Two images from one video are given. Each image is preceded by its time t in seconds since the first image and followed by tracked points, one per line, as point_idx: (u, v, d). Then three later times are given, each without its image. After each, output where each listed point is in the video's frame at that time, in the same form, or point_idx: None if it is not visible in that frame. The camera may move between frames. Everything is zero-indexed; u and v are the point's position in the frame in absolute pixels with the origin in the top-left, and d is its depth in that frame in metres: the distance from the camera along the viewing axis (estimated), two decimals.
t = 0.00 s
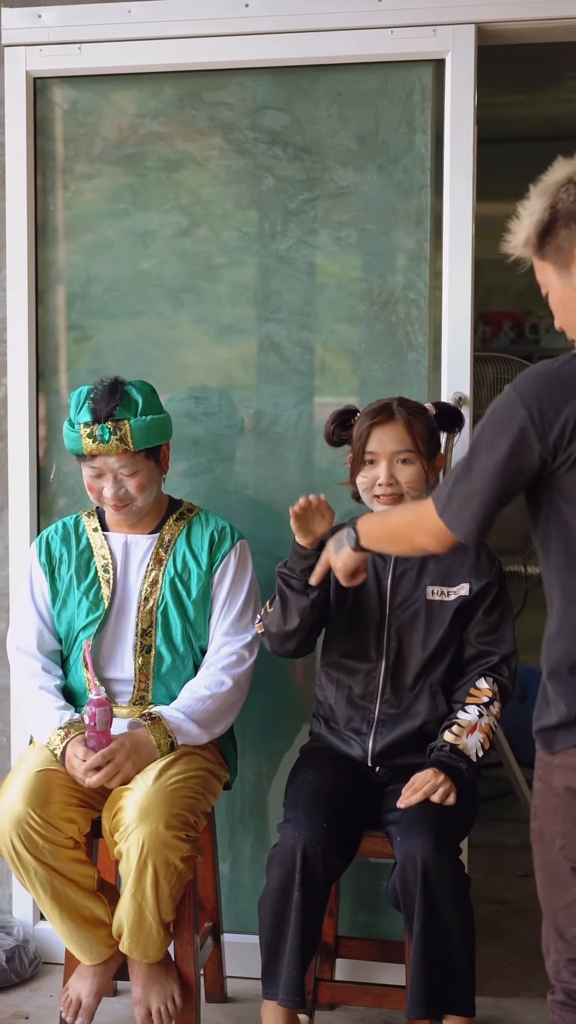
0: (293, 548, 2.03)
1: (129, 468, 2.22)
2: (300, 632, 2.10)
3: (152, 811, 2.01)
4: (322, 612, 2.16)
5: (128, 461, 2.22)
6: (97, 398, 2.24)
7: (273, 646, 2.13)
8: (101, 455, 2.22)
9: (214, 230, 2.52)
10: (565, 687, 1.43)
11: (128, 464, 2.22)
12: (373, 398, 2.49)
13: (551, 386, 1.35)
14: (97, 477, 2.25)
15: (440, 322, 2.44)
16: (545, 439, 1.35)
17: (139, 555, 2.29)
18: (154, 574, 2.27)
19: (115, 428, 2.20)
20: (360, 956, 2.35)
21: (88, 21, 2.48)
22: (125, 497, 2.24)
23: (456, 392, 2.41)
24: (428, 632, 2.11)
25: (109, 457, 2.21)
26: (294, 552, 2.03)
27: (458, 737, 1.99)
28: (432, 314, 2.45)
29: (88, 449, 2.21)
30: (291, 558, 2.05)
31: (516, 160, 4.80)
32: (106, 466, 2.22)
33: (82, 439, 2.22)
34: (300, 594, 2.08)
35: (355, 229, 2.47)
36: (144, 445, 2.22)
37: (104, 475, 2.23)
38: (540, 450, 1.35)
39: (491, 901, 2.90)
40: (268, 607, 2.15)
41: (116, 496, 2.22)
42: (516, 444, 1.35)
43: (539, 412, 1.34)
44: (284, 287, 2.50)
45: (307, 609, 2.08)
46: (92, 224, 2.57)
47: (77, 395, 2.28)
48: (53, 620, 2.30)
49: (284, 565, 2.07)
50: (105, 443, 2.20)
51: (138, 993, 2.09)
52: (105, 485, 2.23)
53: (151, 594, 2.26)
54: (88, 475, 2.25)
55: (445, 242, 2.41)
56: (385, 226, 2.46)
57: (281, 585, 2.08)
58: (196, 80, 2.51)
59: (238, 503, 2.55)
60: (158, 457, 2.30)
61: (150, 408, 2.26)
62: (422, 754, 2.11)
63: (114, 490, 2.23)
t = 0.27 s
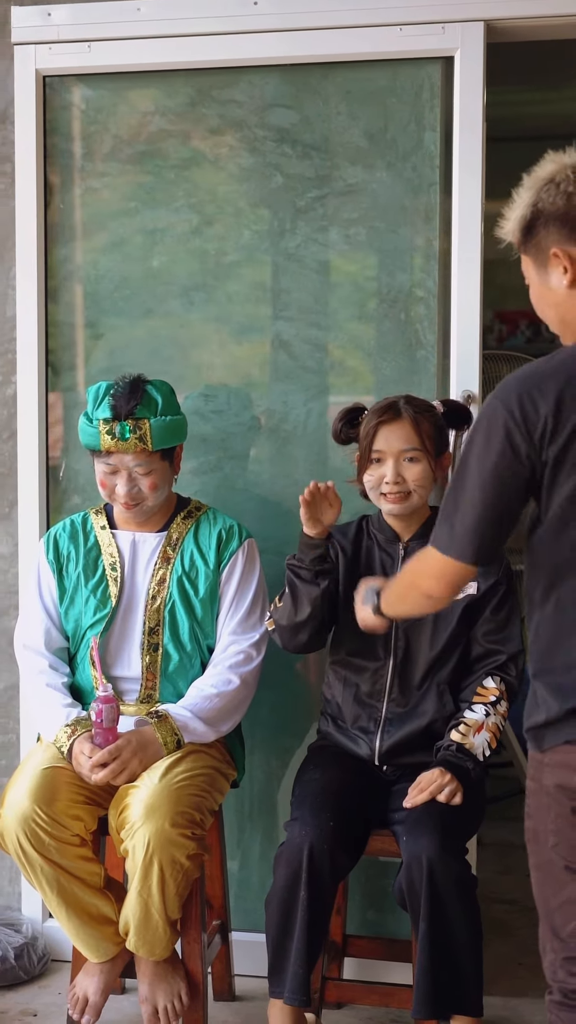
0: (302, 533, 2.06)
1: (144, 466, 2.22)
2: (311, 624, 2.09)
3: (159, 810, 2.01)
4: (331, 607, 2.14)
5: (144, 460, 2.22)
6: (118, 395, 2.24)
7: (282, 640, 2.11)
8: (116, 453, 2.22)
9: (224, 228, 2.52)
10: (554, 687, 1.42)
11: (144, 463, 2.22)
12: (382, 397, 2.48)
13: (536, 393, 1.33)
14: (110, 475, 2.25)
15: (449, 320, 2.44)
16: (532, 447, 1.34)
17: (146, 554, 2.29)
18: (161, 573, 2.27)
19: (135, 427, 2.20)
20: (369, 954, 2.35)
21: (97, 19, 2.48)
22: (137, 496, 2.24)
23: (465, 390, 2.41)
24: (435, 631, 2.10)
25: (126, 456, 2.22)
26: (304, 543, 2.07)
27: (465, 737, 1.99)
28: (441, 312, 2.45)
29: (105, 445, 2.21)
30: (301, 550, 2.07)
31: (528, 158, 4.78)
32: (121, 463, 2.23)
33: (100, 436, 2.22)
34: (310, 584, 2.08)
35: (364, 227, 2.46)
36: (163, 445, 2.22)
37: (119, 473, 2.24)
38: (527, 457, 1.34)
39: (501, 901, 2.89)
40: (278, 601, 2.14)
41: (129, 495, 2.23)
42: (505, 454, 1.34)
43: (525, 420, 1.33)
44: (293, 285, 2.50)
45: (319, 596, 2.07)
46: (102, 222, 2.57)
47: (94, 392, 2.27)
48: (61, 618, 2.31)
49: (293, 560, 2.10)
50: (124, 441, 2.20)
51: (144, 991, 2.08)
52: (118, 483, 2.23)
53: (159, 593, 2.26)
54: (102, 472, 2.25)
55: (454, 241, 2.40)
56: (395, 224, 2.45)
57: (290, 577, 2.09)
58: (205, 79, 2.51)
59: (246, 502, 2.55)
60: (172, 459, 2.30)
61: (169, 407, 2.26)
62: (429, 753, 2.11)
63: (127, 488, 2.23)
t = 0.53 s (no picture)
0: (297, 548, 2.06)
1: (151, 461, 2.23)
2: (306, 634, 2.09)
3: (161, 809, 2.02)
4: (331, 610, 2.15)
5: (151, 454, 2.23)
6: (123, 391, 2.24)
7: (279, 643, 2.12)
8: (124, 448, 2.22)
9: (228, 229, 2.52)
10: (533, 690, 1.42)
11: (151, 459, 2.23)
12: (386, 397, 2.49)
13: (500, 387, 1.36)
14: (116, 471, 2.24)
15: (453, 321, 2.44)
16: (497, 442, 1.36)
17: (151, 554, 2.29)
18: (166, 574, 2.27)
19: (142, 421, 2.21)
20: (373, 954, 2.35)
21: (102, 20, 2.49)
22: (144, 494, 2.24)
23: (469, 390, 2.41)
24: (434, 632, 2.11)
25: (132, 451, 2.22)
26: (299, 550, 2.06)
27: (465, 738, 2.00)
28: (445, 313, 2.45)
29: (112, 441, 2.22)
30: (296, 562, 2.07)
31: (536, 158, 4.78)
32: (128, 459, 2.23)
33: (107, 430, 2.22)
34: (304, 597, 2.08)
35: (368, 228, 2.47)
36: (168, 440, 2.23)
37: (125, 468, 2.23)
38: (494, 451, 1.36)
39: (507, 900, 2.89)
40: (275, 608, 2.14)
41: (136, 491, 2.23)
42: (473, 448, 1.37)
43: (489, 413, 1.36)
44: (297, 286, 2.50)
45: (311, 610, 2.07)
46: (107, 223, 2.58)
47: (98, 390, 2.28)
48: (65, 617, 2.31)
49: (289, 567, 2.10)
50: (131, 435, 2.20)
51: (147, 990, 2.08)
52: (125, 480, 2.23)
53: (163, 593, 2.26)
54: (108, 468, 2.25)
55: (458, 241, 2.41)
56: (399, 224, 2.45)
57: (285, 586, 2.09)
58: (209, 79, 2.51)
59: (251, 502, 2.56)
60: (178, 456, 2.30)
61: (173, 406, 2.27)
62: (430, 754, 2.11)
63: (134, 485, 2.23)
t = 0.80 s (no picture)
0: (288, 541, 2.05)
1: (146, 458, 2.23)
2: (297, 628, 2.10)
3: (153, 807, 2.02)
4: (322, 609, 2.16)
5: (146, 450, 2.23)
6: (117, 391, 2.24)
7: (272, 640, 2.13)
8: (119, 445, 2.22)
9: (223, 229, 2.53)
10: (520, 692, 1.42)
11: (146, 456, 2.23)
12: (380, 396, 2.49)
13: (476, 389, 1.38)
14: (111, 470, 2.25)
15: (447, 321, 2.44)
16: (474, 443, 1.38)
17: (145, 553, 2.30)
18: (160, 573, 2.28)
19: (137, 417, 2.21)
20: (367, 952, 2.35)
21: (97, 21, 2.49)
22: (139, 491, 2.24)
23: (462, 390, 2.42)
24: (424, 631, 2.11)
25: (128, 448, 2.22)
26: (290, 548, 2.06)
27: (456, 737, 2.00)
28: (438, 313, 2.45)
29: (107, 438, 2.22)
30: (286, 555, 2.07)
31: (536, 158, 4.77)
32: (123, 456, 2.23)
33: (102, 428, 2.22)
34: (295, 588, 2.08)
35: (363, 228, 2.47)
36: (163, 437, 2.24)
37: (120, 466, 2.24)
38: (470, 453, 1.38)
39: (502, 899, 2.89)
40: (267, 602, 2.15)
41: (131, 489, 2.23)
42: (448, 449, 1.39)
43: (464, 415, 1.38)
44: (292, 285, 2.51)
45: (304, 602, 2.08)
46: (103, 223, 2.59)
47: (92, 390, 2.28)
48: (59, 616, 2.32)
49: (279, 564, 2.09)
50: (126, 431, 2.21)
51: (141, 987, 2.09)
52: (120, 477, 2.24)
53: (157, 592, 2.27)
54: (103, 467, 2.25)
55: (452, 241, 2.41)
56: (393, 224, 2.46)
57: (276, 579, 2.08)
58: (205, 79, 2.52)
59: (246, 501, 2.56)
60: (172, 452, 2.30)
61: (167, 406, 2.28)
62: (421, 753, 2.11)
63: (130, 483, 2.23)
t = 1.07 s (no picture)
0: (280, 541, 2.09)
1: (134, 455, 2.24)
2: (283, 630, 2.10)
3: (140, 805, 2.03)
4: (309, 610, 2.16)
5: (134, 448, 2.24)
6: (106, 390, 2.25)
7: (256, 640, 2.13)
8: (108, 442, 2.23)
9: (213, 230, 2.54)
10: (536, 673, 1.55)
11: (135, 452, 2.24)
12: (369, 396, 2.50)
13: (516, 388, 1.52)
14: (100, 468, 2.26)
15: (435, 321, 2.45)
16: (507, 440, 1.52)
17: (134, 553, 2.31)
18: (148, 572, 2.29)
19: (125, 414, 2.22)
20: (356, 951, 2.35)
21: (87, 23, 2.50)
22: (128, 487, 2.25)
23: (450, 390, 2.43)
24: (411, 630, 2.13)
25: (116, 445, 2.23)
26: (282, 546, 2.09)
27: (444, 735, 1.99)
28: (427, 313, 2.46)
29: (96, 435, 2.23)
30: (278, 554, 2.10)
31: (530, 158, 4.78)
32: (112, 453, 2.24)
33: (91, 424, 2.23)
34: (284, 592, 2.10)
35: (352, 228, 2.48)
36: (151, 434, 2.25)
37: (109, 464, 2.25)
38: (504, 449, 1.53)
39: (493, 898, 2.90)
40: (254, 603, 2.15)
41: (120, 487, 2.24)
42: (482, 446, 1.54)
43: (503, 413, 1.52)
44: (281, 286, 2.51)
45: (291, 606, 2.09)
46: (93, 225, 2.59)
47: (81, 389, 2.29)
48: (49, 616, 2.33)
49: (271, 564, 2.11)
50: (114, 427, 2.22)
51: (130, 986, 2.10)
52: (109, 475, 2.25)
53: (145, 592, 2.28)
54: (91, 466, 2.26)
55: (441, 242, 2.42)
56: (382, 225, 2.47)
57: (266, 581, 2.10)
58: (194, 80, 2.53)
59: (236, 501, 2.57)
60: (160, 451, 2.31)
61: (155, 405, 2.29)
62: (409, 752, 2.12)
63: (119, 479, 2.24)
